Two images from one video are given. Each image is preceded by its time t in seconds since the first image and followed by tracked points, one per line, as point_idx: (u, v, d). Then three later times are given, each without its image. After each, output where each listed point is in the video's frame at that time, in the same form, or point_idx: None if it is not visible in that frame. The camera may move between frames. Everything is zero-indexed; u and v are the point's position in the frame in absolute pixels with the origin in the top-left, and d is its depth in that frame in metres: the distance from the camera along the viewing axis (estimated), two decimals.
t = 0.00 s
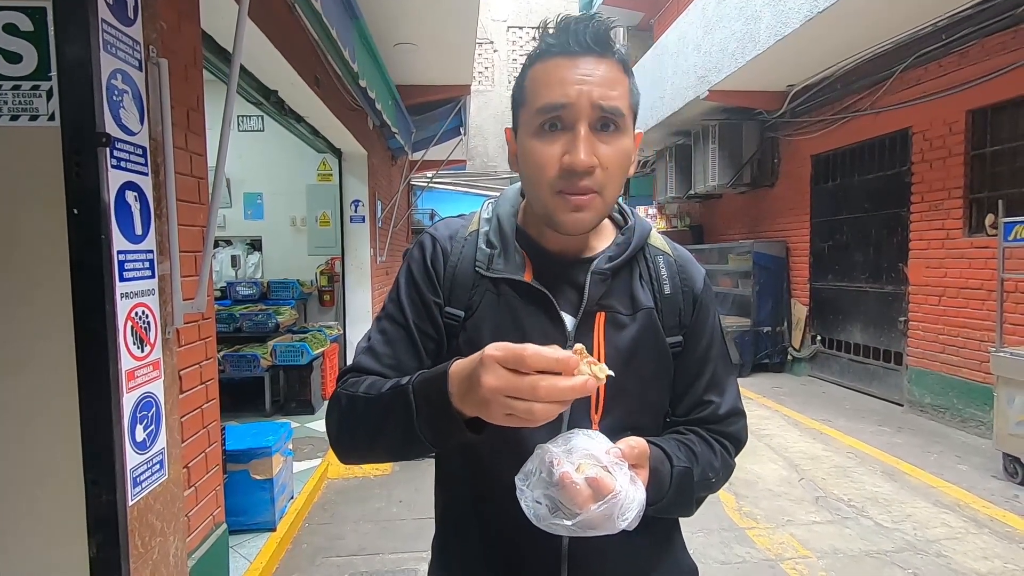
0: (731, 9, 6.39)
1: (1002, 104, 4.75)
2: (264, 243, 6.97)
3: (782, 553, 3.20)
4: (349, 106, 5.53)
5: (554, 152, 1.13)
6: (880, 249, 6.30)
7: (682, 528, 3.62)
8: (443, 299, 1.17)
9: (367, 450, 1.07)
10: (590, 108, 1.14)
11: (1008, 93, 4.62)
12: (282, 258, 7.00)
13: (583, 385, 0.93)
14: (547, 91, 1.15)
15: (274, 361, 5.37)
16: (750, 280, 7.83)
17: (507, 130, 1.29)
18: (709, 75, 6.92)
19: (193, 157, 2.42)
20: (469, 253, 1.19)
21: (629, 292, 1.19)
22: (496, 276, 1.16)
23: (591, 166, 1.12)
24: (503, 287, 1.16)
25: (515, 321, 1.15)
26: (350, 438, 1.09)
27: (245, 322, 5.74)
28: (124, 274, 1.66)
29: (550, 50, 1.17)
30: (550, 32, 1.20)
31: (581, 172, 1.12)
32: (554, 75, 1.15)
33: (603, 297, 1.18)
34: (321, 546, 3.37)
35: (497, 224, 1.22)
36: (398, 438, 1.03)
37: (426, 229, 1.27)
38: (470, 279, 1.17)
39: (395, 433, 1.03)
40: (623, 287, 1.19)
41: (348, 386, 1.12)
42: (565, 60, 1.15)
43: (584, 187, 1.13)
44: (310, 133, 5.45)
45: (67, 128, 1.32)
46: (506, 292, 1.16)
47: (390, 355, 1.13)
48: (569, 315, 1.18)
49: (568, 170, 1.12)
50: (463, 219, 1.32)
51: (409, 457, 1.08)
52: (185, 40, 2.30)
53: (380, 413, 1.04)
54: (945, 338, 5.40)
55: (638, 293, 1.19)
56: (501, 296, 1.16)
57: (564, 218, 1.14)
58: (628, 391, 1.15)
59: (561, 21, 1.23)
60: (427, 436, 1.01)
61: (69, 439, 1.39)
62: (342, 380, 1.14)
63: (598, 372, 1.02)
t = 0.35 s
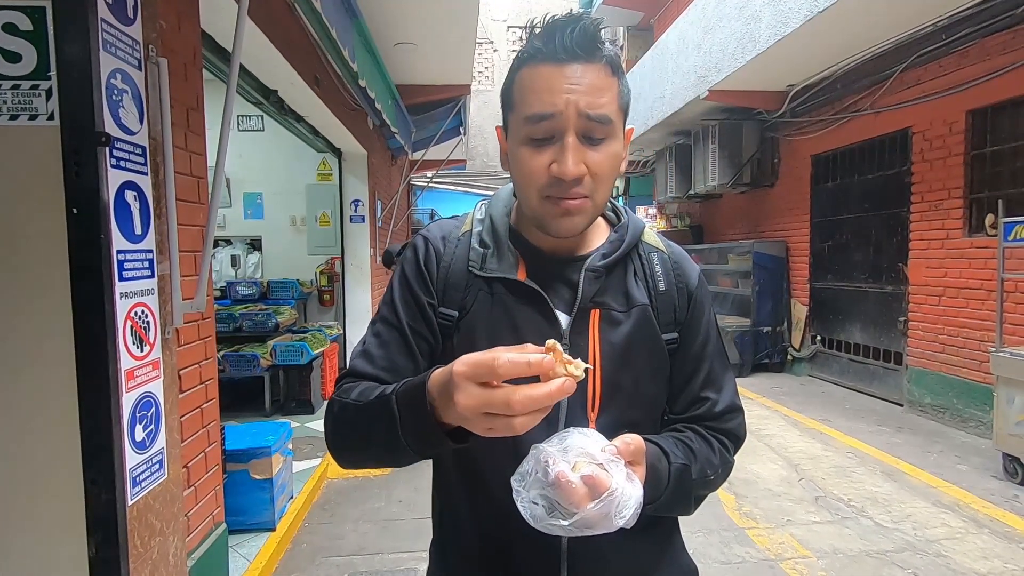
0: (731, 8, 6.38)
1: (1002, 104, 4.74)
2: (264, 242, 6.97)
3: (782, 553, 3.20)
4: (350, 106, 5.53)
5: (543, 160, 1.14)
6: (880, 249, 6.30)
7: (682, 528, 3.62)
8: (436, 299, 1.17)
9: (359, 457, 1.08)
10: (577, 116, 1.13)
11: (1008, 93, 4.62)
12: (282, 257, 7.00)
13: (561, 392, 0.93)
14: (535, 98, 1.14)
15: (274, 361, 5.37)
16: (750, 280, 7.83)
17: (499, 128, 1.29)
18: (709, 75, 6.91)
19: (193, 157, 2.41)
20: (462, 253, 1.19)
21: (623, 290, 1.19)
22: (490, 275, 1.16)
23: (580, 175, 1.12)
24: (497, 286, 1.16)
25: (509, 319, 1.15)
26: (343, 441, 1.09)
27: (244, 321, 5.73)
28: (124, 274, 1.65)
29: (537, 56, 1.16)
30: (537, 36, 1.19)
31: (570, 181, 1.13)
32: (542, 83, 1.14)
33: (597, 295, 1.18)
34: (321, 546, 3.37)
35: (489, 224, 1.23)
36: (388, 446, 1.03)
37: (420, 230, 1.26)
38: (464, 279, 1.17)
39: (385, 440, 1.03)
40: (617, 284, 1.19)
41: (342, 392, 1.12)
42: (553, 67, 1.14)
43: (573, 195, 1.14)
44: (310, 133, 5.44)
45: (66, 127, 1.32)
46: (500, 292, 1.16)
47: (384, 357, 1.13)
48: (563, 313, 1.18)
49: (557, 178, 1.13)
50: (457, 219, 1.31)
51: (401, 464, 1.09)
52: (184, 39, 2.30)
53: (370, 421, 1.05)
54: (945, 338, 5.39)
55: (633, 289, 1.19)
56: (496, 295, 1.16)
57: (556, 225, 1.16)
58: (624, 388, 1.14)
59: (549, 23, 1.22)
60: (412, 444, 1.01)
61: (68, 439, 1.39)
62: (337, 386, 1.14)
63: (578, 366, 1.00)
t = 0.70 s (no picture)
0: (732, 8, 6.37)
1: (1003, 104, 4.74)
2: (265, 242, 6.97)
3: (782, 553, 3.20)
4: (350, 106, 5.53)
5: (559, 160, 1.14)
6: (881, 249, 6.29)
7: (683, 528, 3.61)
8: (438, 297, 1.17)
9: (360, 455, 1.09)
10: (600, 122, 1.14)
11: (1009, 94, 4.62)
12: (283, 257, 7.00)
13: (564, 403, 0.95)
14: (559, 99, 1.14)
15: (274, 360, 5.37)
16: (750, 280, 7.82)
17: (514, 119, 1.28)
18: (710, 75, 6.91)
19: (194, 157, 2.42)
20: (464, 250, 1.19)
21: (626, 290, 1.19)
22: (491, 273, 1.16)
23: (595, 180, 1.13)
24: (498, 284, 1.16)
25: (510, 318, 1.15)
26: (344, 437, 1.10)
27: (245, 321, 5.75)
28: (125, 274, 1.65)
29: (566, 55, 1.15)
30: (569, 33, 1.18)
31: (586, 186, 1.13)
32: (568, 84, 1.14)
33: (598, 294, 1.18)
34: (321, 546, 3.37)
35: (493, 222, 1.22)
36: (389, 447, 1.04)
37: (423, 227, 1.27)
38: (465, 276, 1.17)
39: (387, 441, 1.04)
40: (620, 284, 1.19)
41: (344, 391, 1.13)
42: (580, 69, 1.14)
43: (585, 198, 1.14)
44: (311, 133, 5.45)
45: (67, 126, 1.32)
46: (501, 290, 1.16)
47: (386, 355, 1.14)
48: (564, 313, 1.18)
49: (572, 180, 1.13)
50: (460, 217, 1.31)
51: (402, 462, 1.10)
52: (186, 39, 2.30)
53: (372, 422, 1.06)
54: (946, 338, 5.39)
55: (635, 290, 1.18)
56: (496, 294, 1.16)
57: (563, 226, 1.16)
58: (623, 389, 1.14)
59: (581, 22, 1.21)
60: (413, 445, 1.02)
61: (70, 438, 1.39)
62: (340, 384, 1.14)
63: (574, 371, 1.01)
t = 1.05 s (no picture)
0: (735, 8, 6.37)
1: (1006, 105, 4.73)
2: (267, 242, 6.99)
3: (784, 554, 3.20)
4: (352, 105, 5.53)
5: (573, 171, 1.14)
6: (884, 250, 6.28)
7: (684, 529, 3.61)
8: (447, 297, 1.17)
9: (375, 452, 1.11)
10: (618, 136, 1.13)
11: (1012, 94, 4.61)
12: (285, 256, 7.02)
13: (560, 408, 0.96)
14: (579, 110, 1.14)
15: (276, 360, 5.38)
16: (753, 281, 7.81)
17: (533, 120, 1.27)
18: (713, 75, 6.91)
19: (197, 156, 2.42)
20: (474, 252, 1.20)
21: (631, 292, 1.19)
22: (499, 274, 1.16)
23: (605, 194, 1.13)
24: (506, 285, 1.16)
25: (516, 320, 1.15)
26: (360, 436, 1.12)
27: (248, 320, 5.76)
28: (128, 273, 1.66)
29: (592, 66, 1.14)
30: (598, 43, 1.17)
31: (596, 198, 1.13)
32: (589, 95, 1.13)
33: (604, 296, 1.18)
34: (323, 545, 3.38)
35: (502, 224, 1.22)
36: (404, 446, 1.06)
37: (434, 227, 1.27)
38: (474, 277, 1.17)
39: (401, 442, 1.06)
40: (626, 287, 1.19)
41: (360, 391, 1.14)
42: (603, 82, 1.13)
43: (595, 210, 1.14)
44: (314, 133, 5.46)
45: (69, 124, 1.31)
46: (508, 291, 1.16)
47: (398, 355, 1.15)
48: (569, 314, 1.18)
49: (584, 192, 1.13)
50: (471, 218, 1.31)
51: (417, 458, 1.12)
52: (190, 39, 2.31)
53: (386, 424, 1.07)
54: (949, 339, 5.37)
55: (642, 293, 1.18)
56: (504, 294, 1.16)
57: (570, 234, 1.16)
58: (626, 389, 1.14)
59: (611, 31, 1.20)
60: (426, 444, 1.04)
61: (73, 437, 1.39)
62: (356, 384, 1.16)
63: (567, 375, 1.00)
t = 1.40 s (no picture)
0: (737, 8, 6.36)
1: (1010, 105, 4.71)
2: (270, 241, 6.99)
3: (787, 555, 3.19)
4: (355, 105, 5.53)
5: (579, 172, 1.14)
6: (886, 250, 6.27)
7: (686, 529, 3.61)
8: (454, 296, 1.17)
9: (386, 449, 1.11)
10: (624, 140, 1.13)
11: (1016, 94, 4.59)
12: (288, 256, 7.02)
13: (554, 400, 0.96)
14: (586, 112, 1.13)
15: (278, 359, 5.40)
16: (755, 281, 7.79)
17: (540, 119, 1.27)
18: (715, 75, 6.90)
19: (200, 156, 2.43)
20: (480, 251, 1.19)
21: (636, 292, 1.19)
22: (504, 273, 1.16)
23: (610, 197, 1.13)
24: (512, 285, 1.16)
25: (522, 320, 1.15)
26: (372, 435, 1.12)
27: (249, 320, 5.76)
28: (131, 272, 1.65)
29: (601, 69, 1.14)
30: (607, 46, 1.17)
31: (601, 201, 1.13)
32: (596, 98, 1.13)
33: (609, 296, 1.18)
34: (325, 544, 3.38)
35: (509, 224, 1.22)
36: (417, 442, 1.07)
37: (441, 227, 1.27)
38: (480, 276, 1.17)
39: (414, 437, 1.06)
40: (631, 287, 1.19)
41: (370, 389, 1.14)
42: (611, 85, 1.13)
43: (600, 212, 1.14)
44: (316, 133, 5.46)
45: (73, 122, 1.30)
46: (514, 290, 1.16)
47: (406, 354, 1.15)
48: (574, 313, 1.17)
49: (589, 194, 1.13)
50: (477, 218, 1.31)
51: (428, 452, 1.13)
52: (192, 39, 2.31)
53: (397, 418, 1.07)
54: (952, 340, 5.36)
55: (646, 293, 1.18)
56: (509, 294, 1.16)
57: (575, 234, 1.16)
58: (630, 389, 1.14)
59: (621, 33, 1.19)
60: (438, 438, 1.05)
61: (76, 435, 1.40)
62: (365, 383, 1.15)
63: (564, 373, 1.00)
